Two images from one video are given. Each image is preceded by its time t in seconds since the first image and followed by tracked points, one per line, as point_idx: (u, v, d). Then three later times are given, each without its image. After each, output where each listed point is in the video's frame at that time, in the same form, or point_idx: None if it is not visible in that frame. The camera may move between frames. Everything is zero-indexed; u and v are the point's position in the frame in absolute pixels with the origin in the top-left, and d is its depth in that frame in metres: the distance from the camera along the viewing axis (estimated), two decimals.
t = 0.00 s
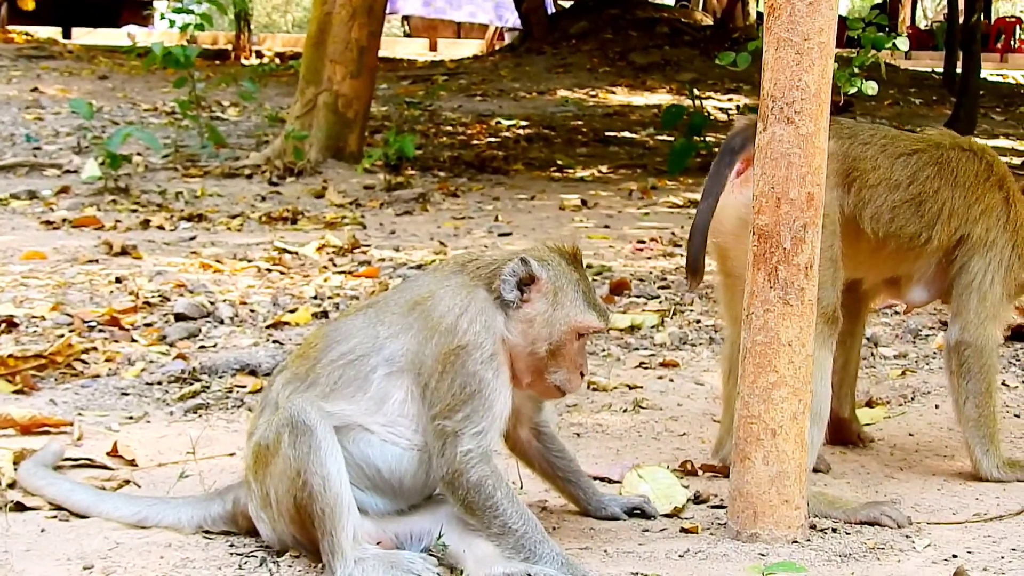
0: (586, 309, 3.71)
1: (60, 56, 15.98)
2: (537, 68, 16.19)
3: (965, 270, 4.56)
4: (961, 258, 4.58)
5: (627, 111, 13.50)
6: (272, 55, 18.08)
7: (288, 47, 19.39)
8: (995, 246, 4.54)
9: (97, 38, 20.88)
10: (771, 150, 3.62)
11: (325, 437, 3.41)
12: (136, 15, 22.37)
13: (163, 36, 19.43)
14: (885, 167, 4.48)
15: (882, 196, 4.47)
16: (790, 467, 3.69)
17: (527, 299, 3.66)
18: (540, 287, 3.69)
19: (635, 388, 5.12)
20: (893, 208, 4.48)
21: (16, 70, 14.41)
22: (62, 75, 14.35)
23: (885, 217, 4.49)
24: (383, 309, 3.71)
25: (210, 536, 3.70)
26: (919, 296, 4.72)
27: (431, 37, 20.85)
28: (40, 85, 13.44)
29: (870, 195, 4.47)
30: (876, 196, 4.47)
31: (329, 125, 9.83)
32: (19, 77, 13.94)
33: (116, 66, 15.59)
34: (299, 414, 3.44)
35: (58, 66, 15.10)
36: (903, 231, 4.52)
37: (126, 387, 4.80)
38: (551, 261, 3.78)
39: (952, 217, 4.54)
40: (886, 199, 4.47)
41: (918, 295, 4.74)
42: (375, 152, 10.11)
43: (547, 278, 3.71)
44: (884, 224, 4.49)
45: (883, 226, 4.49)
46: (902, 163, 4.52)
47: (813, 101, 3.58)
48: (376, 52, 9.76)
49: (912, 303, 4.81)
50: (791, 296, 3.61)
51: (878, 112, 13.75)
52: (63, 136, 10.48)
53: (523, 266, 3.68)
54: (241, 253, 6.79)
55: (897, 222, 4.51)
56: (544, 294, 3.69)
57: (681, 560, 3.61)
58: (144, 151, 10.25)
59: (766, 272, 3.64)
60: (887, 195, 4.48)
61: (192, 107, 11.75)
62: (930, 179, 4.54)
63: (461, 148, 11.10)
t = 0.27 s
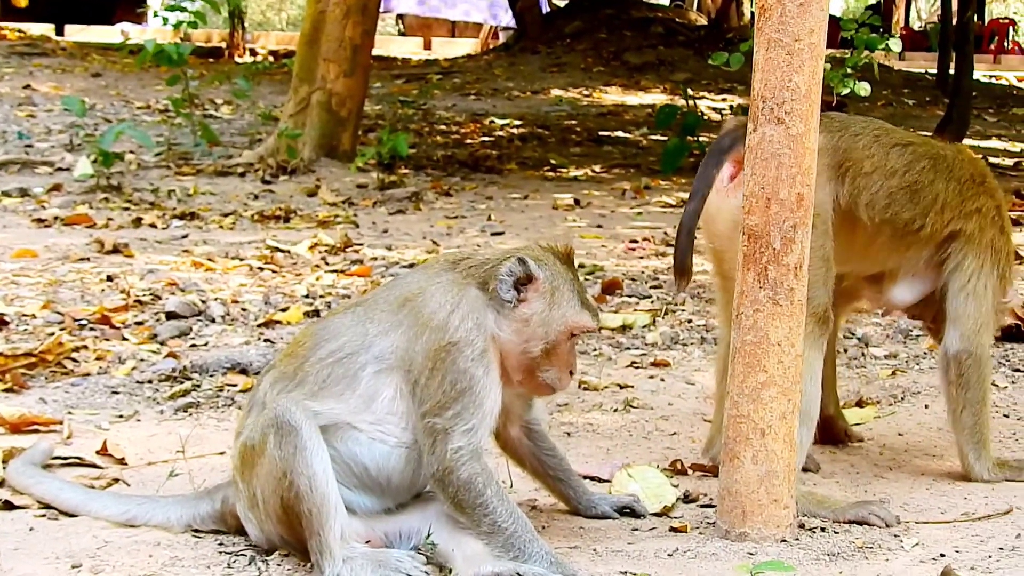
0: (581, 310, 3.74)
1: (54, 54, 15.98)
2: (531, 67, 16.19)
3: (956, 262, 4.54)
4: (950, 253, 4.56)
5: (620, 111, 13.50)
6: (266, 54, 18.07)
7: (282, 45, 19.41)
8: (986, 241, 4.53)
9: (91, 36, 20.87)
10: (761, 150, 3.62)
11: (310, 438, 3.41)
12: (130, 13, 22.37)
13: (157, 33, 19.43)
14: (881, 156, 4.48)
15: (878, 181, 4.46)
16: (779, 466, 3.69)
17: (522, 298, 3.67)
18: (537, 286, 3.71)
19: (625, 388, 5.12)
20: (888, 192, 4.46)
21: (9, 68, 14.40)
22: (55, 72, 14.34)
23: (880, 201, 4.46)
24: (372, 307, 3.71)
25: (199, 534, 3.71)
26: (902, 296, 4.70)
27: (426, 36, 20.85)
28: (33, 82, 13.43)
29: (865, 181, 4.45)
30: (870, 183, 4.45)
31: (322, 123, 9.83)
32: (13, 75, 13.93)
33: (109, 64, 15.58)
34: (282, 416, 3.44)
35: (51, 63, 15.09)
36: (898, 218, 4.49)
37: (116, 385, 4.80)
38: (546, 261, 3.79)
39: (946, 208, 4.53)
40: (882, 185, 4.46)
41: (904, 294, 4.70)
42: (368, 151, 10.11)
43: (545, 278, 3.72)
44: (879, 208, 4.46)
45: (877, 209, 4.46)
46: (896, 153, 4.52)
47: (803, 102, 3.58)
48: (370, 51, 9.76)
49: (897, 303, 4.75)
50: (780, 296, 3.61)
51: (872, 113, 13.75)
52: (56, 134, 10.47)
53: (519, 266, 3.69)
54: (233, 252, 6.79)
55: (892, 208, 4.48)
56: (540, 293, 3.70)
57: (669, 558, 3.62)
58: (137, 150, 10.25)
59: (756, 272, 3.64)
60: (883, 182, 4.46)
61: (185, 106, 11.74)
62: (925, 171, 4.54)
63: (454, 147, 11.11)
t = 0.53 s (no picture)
0: (560, 310, 3.74)
1: (35, 51, 15.91)
2: (515, 66, 16.20)
3: (928, 269, 4.56)
4: (923, 261, 4.58)
5: (604, 109, 13.51)
6: (250, 52, 18.05)
7: (264, 43, 19.38)
8: (959, 250, 4.55)
9: (74, 33, 20.82)
10: (740, 148, 3.62)
11: (288, 435, 3.41)
12: (112, 10, 22.33)
13: (140, 31, 19.38)
14: (858, 159, 4.49)
15: (856, 184, 4.46)
16: (758, 464, 3.70)
17: (503, 295, 3.67)
18: (517, 283, 3.70)
19: (606, 386, 5.12)
20: (865, 195, 4.47)
21: None
22: (37, 69, 14.30)
23: (857, 203, 4.46)
24: (351, 303, 3.70)
25: (179, 532, 3.71)
26: (876, 304, 4.71)
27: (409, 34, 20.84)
28: (16, 80, 13.39)
29: (843, 183, 4.44)
30: (848, 185, 4.45)
31: (306, 121, 9.83)
32: None
33: (92, 61, 15.54)
34: (260, 413, 3.44)
35: (33, 61, 15.05)
36: (874, 221, 4.50)
37: (95, 383, 4.80)
38: (527, 259, 3.79)
39: (920, 215, 4.55)
40: (859, 188, 4.46)
41: (876, 302, 4.70)
42: (351, 149, 10.11)
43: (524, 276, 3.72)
44: (855, 210, 4.47)
45: (854, 211, 4.47)
46: (873, 157, 4.53)
47: (782, 100, 3.58)
48: (353, 49, 9.77)
49: (868, 311, 4.74)
50: (759, 294, 3.62)
51: (855, 111, 13.78)
52: (38, 132, 10.44)
53: (501, 263, 3.69)
54: (215, 250, 6.78)
55: (868, 211, 4.48)
56: (521, 291, 3.70)
57: (648, 556, 3.62)
58: (120, 148, 10.23)
59: (735, 270, 3.65)
60: (860, 185, 4.46)
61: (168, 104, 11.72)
62: (900, 177, 4.56)
63: (438, 146, 11.11)
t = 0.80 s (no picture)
0: (532, 309, 3.72)
1: (7, 44, 15.82)
2: (489, 63, 16.19)
3: (899, 278, 4.58)
4: (892, 271, 4.60)
5: (578, 107, 13.52)
6: (223, 47, 18.00)
7: (238, 37, 19.33)
8: (929, 262, 4.59)
9: (46, 27, 20.71)
10: (711, 147, 3.63)
11: (257, 433, 3.40)
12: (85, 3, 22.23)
13: (113, 25, 19.29)
14: (834, 160, 4.52)
15: (832, 182, 4.48)
16: (727, 462, 3.71)
17: (475, 294, 3.65)
18: (490, 281, 3.69)
19: (578, 383, 5.13)
20: (841, 194, 4.49)
21: None
22: (9, 62, 14.22)
23: (833, 200, 4.48)
24: (324, 300, 3.68)
25: (147, 528, 3.70)
26: (843, 311, 4.69)
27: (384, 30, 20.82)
28: None
29: (818, 181, 4.46)
30: (823, 183, 4.46)
31: (279, 117, 9.82)
32: None
33: (64, 55, 15.46)
34: (229, 410, 3.42)
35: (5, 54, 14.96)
36: (850, 221, 4.52)
37: (65, 378, 4.78)
38: (500, 257, 3.77)
39: (893, 222, 4.59)
40: (834, 186, 4.48)
41: (842, 310, 4.70)
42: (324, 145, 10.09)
43: (497, 275, 3.71)
44: (831, 207, 4.48)
45: (830, 208, 4.48)
46: (848, 161, 4.56)
47: (753, 99, 3.59)
48: (327, 45, 9.77)
49: (833, 319, 4.73)
50: (730, 292, 3.63)
51: (828, 111, 13.82)
52: (10, 125, 10.38)
53: (473, 262, 3.67)
54: (186, 245, 6.76)
55: (842, 211, 4.50)
56: (493, 289, 3.68)
57: (618, 554, 3.63)
58: (91, 142, 10.18)
59: (706, 269, 3.66)
60: (835, 185, 4.48)
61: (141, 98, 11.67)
62: (874, 184, 4.60)
63: (411, 142, 11.09)
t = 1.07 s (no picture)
0: (492, 309, 3.72)
1: None
2: (456, 62, 16.19)
3: (858, 285, 4.61)
4: (851, 279, 4.63)
5: (544, 106, 13.54)
6: (189, 43, 17.93)
7: (204, 34, 19.27)
8: (889, 271, 4.62)
9: (10, 21, 20.57)
10: (675, 148, 3.63)
11: (216, 432, 3.37)
12: None
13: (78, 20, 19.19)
14: (796, 167, 4.53)
15: (793, 190, 4.49)
16: (688, 463, 3.72)
17: (435, 293, 3.64)
18: (450, 281, 3.67)
19: (541, 383, 5.14)
20: (802, 201, 4.51)
21: None
22: None
23: (794, 207, 4.49)
24: (285, 298, 3.66)
25: (105, 526, 3.67)
26: (803, 319, 4.70)
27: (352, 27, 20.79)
28: None
29: (780, 187, 4.47)
30: (785, 190, 4.48)
31: (244, 113, 9.76)
32: None
33: (28, 49, 15.36)
34: (187, 408, 3.40)
35: None
36: (811, 228, 4.53)
37: (24, 374, 4.74)
38: (461, 256, 3.76)
39: (853, 231, 4.62)
40: (796, 193, 4.50)
41: (802, 318, 4.70)
42: (289, 143, 10.06)
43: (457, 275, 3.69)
44: (792, 214, 4.49)
45: (790, 215, 4.49)
46: (811, 168, 4.58)
47: (716, 100, 3.60)
48: (293, 42, 9.74)
49: (792, 327, 4.73)
50: (692, 293, 3.64)
51: (793, 112, 13.88)
52: None
53: (434, 261, 3.65)
54: (149, 242, 6.72)
55: (803, 217, 4.51)
56: (453, 289, 3.67)
57: (578, 553, 3.63)
58: (54, 137, 10.11)
59: (668, 269, 3.66)
60: (797, 191, 4.50)
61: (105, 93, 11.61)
62: (835, 192, 4.62)
63: (377, 140, 11.08)
